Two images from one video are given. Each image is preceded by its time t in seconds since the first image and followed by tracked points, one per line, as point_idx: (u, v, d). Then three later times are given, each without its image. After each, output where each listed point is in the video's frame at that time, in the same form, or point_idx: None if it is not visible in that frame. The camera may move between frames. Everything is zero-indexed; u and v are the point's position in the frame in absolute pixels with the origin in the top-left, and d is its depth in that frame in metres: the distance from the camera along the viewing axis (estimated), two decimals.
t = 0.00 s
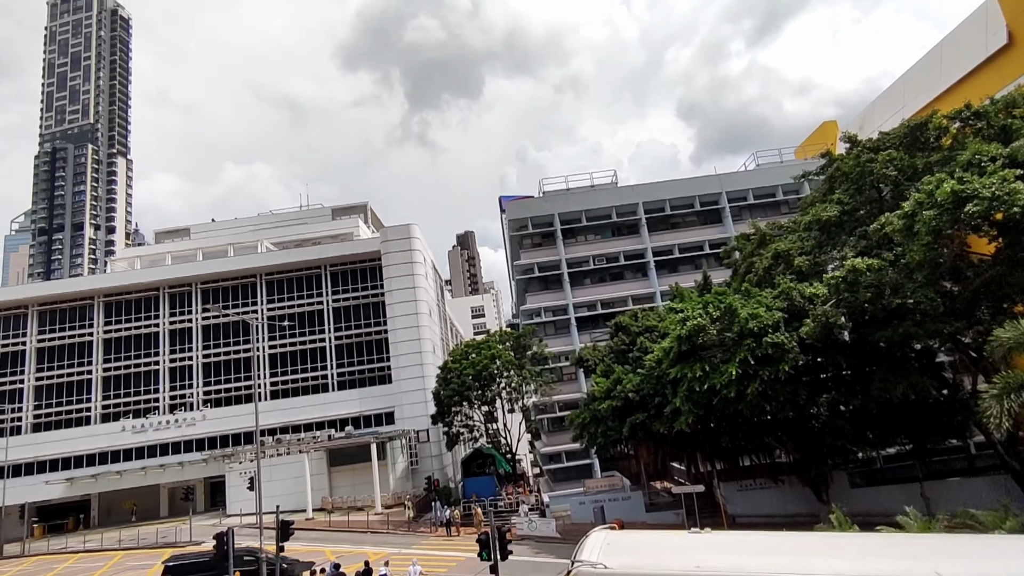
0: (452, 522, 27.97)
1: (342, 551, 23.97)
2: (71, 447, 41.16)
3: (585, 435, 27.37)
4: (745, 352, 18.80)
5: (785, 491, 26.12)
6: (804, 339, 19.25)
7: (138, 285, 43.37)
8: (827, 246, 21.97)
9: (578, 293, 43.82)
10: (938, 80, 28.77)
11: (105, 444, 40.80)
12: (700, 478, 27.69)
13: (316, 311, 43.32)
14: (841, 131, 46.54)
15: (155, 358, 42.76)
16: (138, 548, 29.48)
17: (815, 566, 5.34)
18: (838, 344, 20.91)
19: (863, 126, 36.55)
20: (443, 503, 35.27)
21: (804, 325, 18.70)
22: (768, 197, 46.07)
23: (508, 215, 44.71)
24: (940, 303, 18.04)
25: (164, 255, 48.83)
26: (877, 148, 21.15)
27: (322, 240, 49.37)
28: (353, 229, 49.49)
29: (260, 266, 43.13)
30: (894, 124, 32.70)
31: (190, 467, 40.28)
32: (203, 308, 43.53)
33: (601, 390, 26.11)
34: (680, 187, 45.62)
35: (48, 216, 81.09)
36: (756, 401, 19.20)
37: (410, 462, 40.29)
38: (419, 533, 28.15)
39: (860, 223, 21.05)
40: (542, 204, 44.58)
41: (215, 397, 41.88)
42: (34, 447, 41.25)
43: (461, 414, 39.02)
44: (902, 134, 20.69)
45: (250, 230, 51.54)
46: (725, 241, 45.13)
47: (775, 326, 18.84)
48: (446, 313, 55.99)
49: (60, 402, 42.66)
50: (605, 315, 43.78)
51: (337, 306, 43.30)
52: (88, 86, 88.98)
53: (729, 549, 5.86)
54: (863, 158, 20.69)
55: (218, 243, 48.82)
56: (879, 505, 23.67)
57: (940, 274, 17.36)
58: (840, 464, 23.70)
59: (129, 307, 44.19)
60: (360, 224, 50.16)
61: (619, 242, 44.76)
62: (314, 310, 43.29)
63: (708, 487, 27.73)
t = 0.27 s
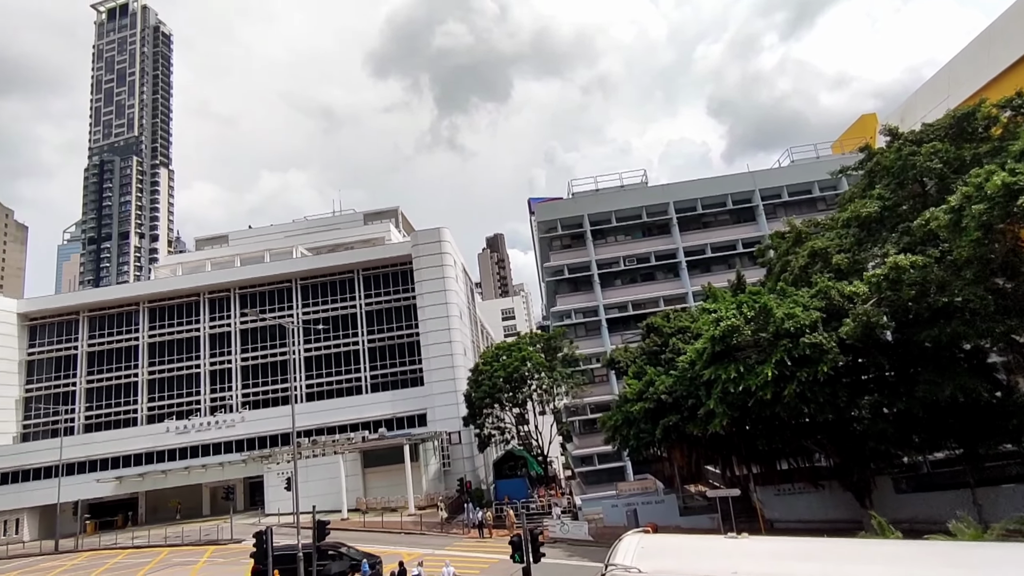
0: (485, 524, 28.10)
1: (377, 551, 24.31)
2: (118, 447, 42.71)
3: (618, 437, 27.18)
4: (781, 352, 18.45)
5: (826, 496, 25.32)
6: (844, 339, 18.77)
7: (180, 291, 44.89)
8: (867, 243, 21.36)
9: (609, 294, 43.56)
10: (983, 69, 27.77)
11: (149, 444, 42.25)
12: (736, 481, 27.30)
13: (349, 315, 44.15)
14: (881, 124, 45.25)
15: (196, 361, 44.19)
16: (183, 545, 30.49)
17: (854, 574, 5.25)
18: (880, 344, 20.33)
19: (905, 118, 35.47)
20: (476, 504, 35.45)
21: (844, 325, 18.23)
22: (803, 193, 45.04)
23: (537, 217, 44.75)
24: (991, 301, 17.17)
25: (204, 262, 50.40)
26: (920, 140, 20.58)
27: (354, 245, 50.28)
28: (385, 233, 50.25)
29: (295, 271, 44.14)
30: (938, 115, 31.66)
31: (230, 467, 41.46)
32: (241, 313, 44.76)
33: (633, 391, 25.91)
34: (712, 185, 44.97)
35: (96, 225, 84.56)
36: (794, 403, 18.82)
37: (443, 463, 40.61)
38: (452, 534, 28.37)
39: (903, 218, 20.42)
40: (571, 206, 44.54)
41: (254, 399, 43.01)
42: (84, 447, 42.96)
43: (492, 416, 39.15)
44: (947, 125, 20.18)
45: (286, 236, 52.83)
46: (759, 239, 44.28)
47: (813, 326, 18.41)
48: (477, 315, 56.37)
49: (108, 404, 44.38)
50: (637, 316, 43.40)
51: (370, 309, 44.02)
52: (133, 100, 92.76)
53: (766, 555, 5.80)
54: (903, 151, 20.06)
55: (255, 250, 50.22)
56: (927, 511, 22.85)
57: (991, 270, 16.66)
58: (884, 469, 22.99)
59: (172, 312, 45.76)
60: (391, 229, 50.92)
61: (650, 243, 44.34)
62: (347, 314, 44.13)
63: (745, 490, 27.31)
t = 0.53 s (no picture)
0: (525, 526, 28.10)
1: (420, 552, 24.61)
2: (173, 448, 44.48)
3: (659, 440, 26.80)
4: (830, 353, 17.86)
5: (881, 503, 24.18)
6: (898, 338, 18.01)
7: (229, 297, 46.59)
8: (922, 238, 20.44)
9: (648, 295, 43.02)
10: None
11: (202, 445, 43.88)
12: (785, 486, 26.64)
13: (390, 319, 44.95)
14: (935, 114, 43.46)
15: (245, 365, 45.74)
16: (234, 543, 31.59)
17: None
18: (938, 344, 19.38)
19: (961, 106, 33.94)
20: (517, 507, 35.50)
21: (897, 324, 17.51)
22: (851, 187, 43.56)
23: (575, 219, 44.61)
24: None
25: (251, 269, 52.11)
26: (980, 128, 19.81)
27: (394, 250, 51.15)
28: (423, 238, 50.95)
29: (338, 276, 45.22)
30: (997, 101, 30.17)
31: (278, 468, 42.70)
32: (286, 318, 46.09)
33: (674, 394, 25.51)
34: (754, 182, 43.95)
35: (151, 236, 88.51)
36: (844, 406, 18.18)
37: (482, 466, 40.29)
38: (493, 536, 28.47)
39: (961, 211, 19.50)
40: (609, 206, 44.30)
41: (300, 402, 44.17)
42: (142, 448, 44.93)
43: (532, 419, 39.13)
44: (1012, 112, 19.40)
45: (328, 242, 54.16)
46: (804, 237, 42.99)
47: (864, 326, 17.73)
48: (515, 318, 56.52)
49: (164, 406, 46.31)
50: (677, 317, 42.72)
51: (410, 313, 44.70)
52: (184, 115, 97.00)
53: (816, 563, 5.65)
54: (963, 140, 19.50)
55: (300, 256, 51.68)
56: (992, 520, 21.32)
57: None
58: (944, 475, 21.88)
59: (222, 318, 47.50)
60: (430, 233, 51.59)
61: (690, 242, 43.61)
62: (388, 318, 44.93)
63: (794, 495, 26.60)
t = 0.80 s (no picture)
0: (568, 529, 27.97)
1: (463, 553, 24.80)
2: (225, 449, 46.10)
3: (704, 443, 26.28)
4: (884, 352, 17.18)
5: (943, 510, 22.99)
6: (959, 337, 17.16)
7: (276, 303, 48.07)
8: (984, 230, 19.44)
9: (690, 295, 42.26)
10: None
11: (253, 447, 45.32)
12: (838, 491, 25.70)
13: (430, 322, 45.52)
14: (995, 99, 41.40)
15: (292, 369, 47.08)
16: (285, 542, 32.52)
17: None
18: (1005, 343, 18.41)
19: None
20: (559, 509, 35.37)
21: (958, 321, 16.70)
22: (905, 179, 41.86)
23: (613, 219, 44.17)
24: None
25: (297, 275, 53.59)
26: None
27: (434, 254, 51.79)
28: (462, 242, 51.41)
29: (380, 281, 46.09)
30: None
31: (324, 469, 43.69)
32: (330, 323, 47.24)
33: (718, 395, 24.96)
34: (799, 177, 42.70)
35: (202, 245, 92.10)
36: (901, 407, 17.42)
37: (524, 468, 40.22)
38: (535, 539, 28.43)
39: None
40: (647, 206, 43.65)
41: (344, 404, 45.14)
42: (197, 449, 46.74)
43: (573, 421, 38.91)
44: None
45: (369, 247, 55.24)
46: (854, 232, 41.47)
47: (921, 324, 17.02)
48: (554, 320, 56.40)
49: (216, 409, 48.06)
50: (720, 317, 41.82)
51: (450, 316, 45.16)
52: (232, 129, 100.90)
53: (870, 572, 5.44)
54: None
55: (342, 262, 52.89)
56: None
57: None
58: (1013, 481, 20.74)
59: (270, 323, 49.02)
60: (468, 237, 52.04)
61: (733, 240, 42.65)
62: (429, 321, 45.52)
63: (847, 501, 25.64)
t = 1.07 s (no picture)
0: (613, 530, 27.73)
1: (509, 552, 24.90)
2: (278, 447, 47.69)
3: (754, 443, 25.62)
4: (949, 349, 16.38)
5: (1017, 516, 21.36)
6: None
7: (324, 305, 49.43)
8: None
9: (736, 292, 41.24)
10: None
11: (304, 445, 46.70)
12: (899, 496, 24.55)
13: (473, 323, 45.90)
14: None
15: (340, 370, 48.29)
16: (336, 538, 33.43)
17: None
18: None
19: None
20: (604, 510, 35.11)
21: None
22: (969, 165, 39.75)
23: (655, 216, 43.51)
24: None
25: (343, 278, 54.95)
26: None
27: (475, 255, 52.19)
28: (503, 242, 51.63)
29: (423, 283, 46.80)
30: None
31: (372, 468, 44.59)
32: (376, 324, 48.25)
33: (768, 395, 24.23)
34: (852, 167, 41.06)
35: (254, 251, 95.49)
36: (969, 408, 16.54)
37: (569, 468, 40.07)
38: (580, 539, 28.33)
39: None
40: (690, 201, 42.76)
41: (391, 404, 46.01)
42: (252, 447, 48.52)
43: (617, 421, 38.52)
44: None
45: (412, 249, 56.12)
46: (914, 223, 39.57)
47: (990, 319, 16.16)
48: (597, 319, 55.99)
49: (269, 409, 49.76)
50: (769, 315, 40.64)
51: (493, 316, 45.43)
52: (280, 138, 104.60)
53: None
54: None
55: (386, 264, 53.92)
56: None
57: None
58: None
59: (318, 325, 50.44)
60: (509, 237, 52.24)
61: (781, 235, 41.38)
62: (472, 322, 45.91)
63: (911, 507, 24.45)
